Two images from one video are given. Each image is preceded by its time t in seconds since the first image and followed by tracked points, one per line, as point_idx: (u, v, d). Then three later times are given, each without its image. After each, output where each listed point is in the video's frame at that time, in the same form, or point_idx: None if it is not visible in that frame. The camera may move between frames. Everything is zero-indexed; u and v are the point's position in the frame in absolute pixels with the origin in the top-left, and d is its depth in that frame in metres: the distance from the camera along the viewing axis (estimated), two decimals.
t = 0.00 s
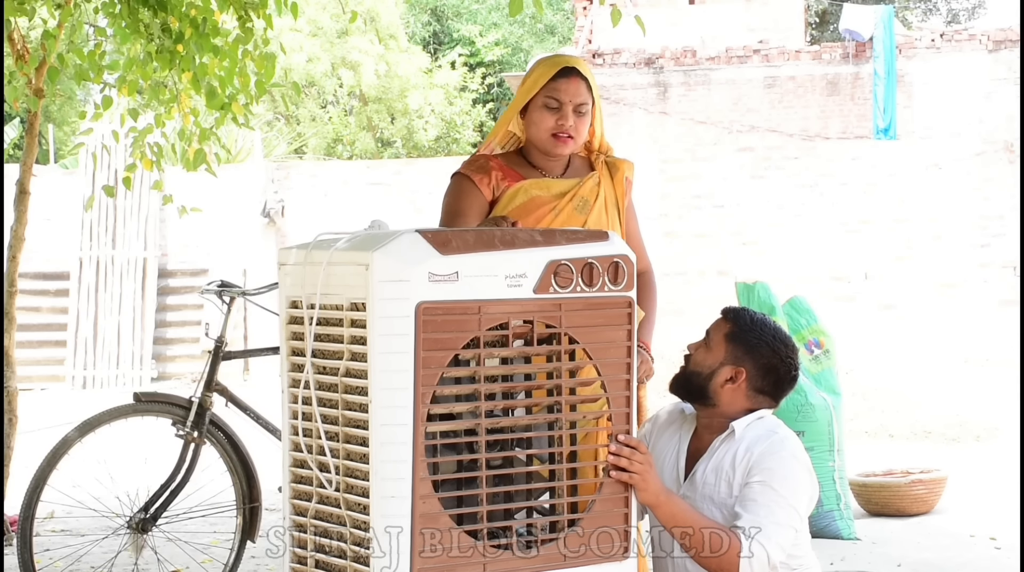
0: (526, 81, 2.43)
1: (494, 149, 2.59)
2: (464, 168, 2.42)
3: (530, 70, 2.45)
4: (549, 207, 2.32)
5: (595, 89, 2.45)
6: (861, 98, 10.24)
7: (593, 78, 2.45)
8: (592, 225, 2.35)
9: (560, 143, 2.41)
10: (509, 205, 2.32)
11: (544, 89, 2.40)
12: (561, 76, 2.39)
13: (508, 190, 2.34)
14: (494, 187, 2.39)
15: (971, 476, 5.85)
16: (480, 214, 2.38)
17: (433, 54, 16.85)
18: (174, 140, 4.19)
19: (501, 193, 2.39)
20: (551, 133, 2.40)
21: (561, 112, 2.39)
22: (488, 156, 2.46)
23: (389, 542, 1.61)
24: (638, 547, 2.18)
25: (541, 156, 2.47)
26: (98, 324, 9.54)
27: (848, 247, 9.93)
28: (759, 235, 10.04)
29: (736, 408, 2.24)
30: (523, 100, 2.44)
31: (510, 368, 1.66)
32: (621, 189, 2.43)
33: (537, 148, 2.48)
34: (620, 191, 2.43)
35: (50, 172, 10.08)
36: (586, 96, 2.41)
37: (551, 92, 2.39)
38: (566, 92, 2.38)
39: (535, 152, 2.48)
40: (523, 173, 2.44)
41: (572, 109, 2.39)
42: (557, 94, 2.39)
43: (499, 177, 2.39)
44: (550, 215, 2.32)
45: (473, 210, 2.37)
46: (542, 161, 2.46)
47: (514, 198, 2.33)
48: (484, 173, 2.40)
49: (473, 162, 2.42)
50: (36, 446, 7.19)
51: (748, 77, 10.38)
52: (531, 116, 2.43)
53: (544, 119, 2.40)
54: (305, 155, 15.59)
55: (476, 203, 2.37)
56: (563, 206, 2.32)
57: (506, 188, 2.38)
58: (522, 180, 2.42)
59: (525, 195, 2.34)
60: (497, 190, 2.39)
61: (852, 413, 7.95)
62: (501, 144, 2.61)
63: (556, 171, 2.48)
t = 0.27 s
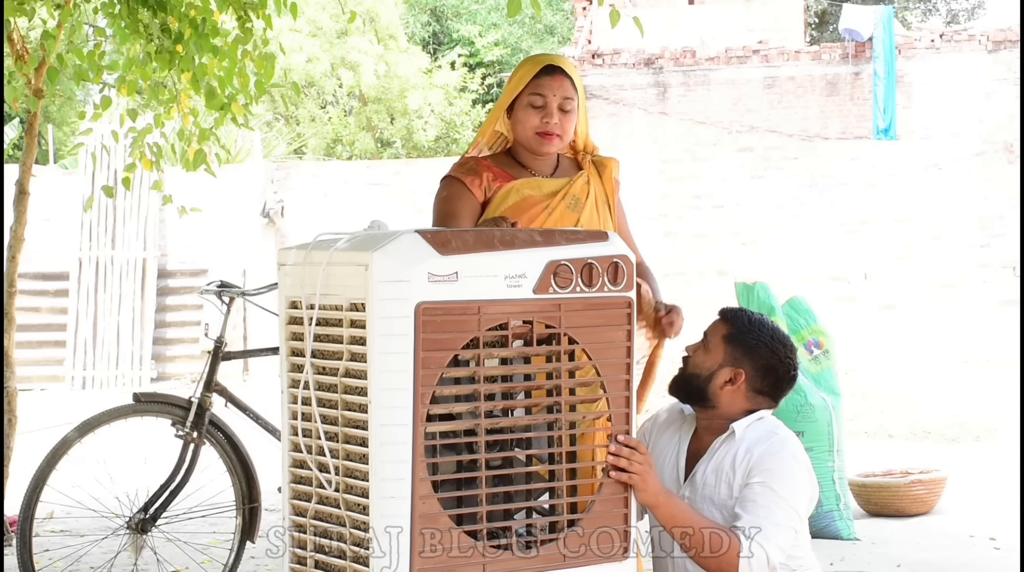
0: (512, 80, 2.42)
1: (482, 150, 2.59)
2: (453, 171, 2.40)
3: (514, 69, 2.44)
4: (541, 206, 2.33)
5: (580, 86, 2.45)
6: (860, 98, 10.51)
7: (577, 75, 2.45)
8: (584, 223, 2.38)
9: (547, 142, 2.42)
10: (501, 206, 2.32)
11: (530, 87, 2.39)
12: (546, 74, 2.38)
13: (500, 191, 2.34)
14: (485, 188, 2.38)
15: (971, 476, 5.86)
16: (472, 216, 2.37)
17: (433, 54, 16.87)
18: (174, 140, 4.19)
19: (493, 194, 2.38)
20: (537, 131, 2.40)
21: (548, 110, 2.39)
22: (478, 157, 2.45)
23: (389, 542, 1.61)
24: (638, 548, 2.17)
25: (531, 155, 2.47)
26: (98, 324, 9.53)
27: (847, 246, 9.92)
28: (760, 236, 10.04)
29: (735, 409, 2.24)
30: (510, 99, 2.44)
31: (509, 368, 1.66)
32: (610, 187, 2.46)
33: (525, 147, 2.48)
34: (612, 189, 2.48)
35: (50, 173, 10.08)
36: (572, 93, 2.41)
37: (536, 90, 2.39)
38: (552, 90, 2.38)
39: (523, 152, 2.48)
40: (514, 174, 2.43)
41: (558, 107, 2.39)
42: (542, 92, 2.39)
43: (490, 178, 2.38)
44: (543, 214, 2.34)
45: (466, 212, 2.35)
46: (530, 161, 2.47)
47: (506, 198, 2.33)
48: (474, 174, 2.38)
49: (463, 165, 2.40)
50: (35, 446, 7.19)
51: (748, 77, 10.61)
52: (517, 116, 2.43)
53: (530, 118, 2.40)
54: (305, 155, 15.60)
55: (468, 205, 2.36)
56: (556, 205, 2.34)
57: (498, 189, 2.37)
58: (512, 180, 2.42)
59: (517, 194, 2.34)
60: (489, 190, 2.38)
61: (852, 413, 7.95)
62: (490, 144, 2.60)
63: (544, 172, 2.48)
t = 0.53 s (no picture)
0: (514, 82, 2.39)
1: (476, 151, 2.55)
2: (448, 172, 2.39)
3: (515, 70, 2.41)
4: (537, 207, 2.33)
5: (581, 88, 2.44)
6: (860, 98, 10.76)
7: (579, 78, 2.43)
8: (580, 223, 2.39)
9: (549, 144, 2.41)
10: (495, 207, 2.32)
11: (534, 90, 2.37)
12: (551, 77, 2.36)
13: (494, 191, 2.33)
14: (480, 188, 2.37)
15: (971, 477, 5.86)
16: (468, 216, 2.36)
17: (432, 55, 16.88)
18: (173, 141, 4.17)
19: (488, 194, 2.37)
20: (541, 134, 2.39)
21: (552, 114, 2.37)
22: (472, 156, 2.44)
23: (389, 542, 1.61)
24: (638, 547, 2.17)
25: (526, 155, 2.47)
26: (98, 324, 9.53)
27: (847, 247, 9.91)
28: (761, 236, 9.96)
29: (735, 409, 2.24)
30: (512, 102, 2.41)
31: (509, 368, 1.66)
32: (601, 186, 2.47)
33: (521, 147, 2.47)
34: (601, 187, 2.48)
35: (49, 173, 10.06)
36: (574, 96, 2.40)
37: (541, 92, 2.37)
38: (556, 93, 2.36)
39: (518, 152, 2.48)
40: (508, 174, 2.43)
41: (562, 111, 2.38)
42: (547, 95, 2.37)
43: (485, 178, 2.38)
44: (539, 214, 2.33)
45: (460, 213, 2.35)
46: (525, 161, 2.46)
47: (500, 199, 2.33)
48: (469, 175, 2.38)
49: (458, 165, 2.39)
50: (35, 446, 7.19)
51: (749, 77, 10.79)
52: (519, 118, 2.41)
53: (533, 121, 2.38)
54: (305, 155, 15.60)
55: (463, 205, 2.36)
56: (550, 205, 2.34)
57: (492, 190, 2.37)
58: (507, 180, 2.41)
59: (512, 194, 2.34)
60: (483, 191, 2.37)
61: (852, 413, 7.95)
62: (482, 145, 2.55)
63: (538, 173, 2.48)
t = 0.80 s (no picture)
0: (518, 85, 2.37)
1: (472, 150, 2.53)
2: (443, 171, 2.39)
3: (519, 72, 2.39)
4: (531, 208, 2.34)
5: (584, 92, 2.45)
6: (859, 98, 10.77)
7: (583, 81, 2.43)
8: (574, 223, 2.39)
9: (551, 149, 2.41)
10: (491, 207, 2.33)
11: (540, 94, 2.36)
12: (559, 83, 2.36)
13: (490, 193, 2.34)
14: (476, 188, 2.37)
15: (970, 477, 5.86)
16: (463, 217, 2.36)
17: (432, 55, 16.88)
18: (172, 141, 4.16)
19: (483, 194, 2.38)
20: (545, 139, 2.39)
21: (558, 119, 2.37)
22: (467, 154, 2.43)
23: (389, 542, 1.61)
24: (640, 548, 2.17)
25: (521, 155, 2.47)
26: (97, 325, 9.52)
27: (847, 247, 9.90)
28: (759, 236, 10.03)
29: (734, 410, 2.24)
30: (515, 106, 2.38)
31: (509, 368, 1.66)
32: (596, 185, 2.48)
33: (517, 147, 2.46)
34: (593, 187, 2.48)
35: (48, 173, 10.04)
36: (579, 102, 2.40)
37: (548, 98, 2.36)
38: (564, 99, 2.36)
39: (514, 151, 2.47)
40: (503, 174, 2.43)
41: (568, 116, 2.38)
42: (554, 100, 2.36)
43: (481, 179, 2.38)
44: (532, 216, 2.34)
45: (456, 214, 2.35)
46: (521, 162, 2.47)
47: (497, 199, 2.34)
48: (465, 175, 2.38)
49: (453, 164, 2.39)
50: (34, 446, 7.19)
51: (748, 77, 10.80)
52: (523, 120, 2.39)
53: (539, 125, 2.37)
54: (304, 155, 15.58)
55: (458, 206, 2.36)
56: (545, 206, 2.35)
57: (488, 191, 2.37)
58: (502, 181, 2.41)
59: (508, 195, 2.35)
60: (478, 191, 2.38)
61: (852, 413, 7.94)
62: (480, 142, 2.52)
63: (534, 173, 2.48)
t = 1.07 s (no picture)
0: (524, 88, 2.36)
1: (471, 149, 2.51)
2: (445, 169, 2.39)
3: (524, 73, 2.38)
4: (534, 210, 2.32)
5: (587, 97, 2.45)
6: (859, 98, 10.78)
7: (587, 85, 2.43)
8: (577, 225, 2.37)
9: (554, 152, 2.41)
10: (494, 208, 2.32)
11: (546, 98, 2.36)
12: (565, 87, 2.36)
13: (494, 192, 2.33)
14: (478, 188, 2.38)
15: (970, 477, 5.87)
16: (463, 217, 2.37)
17: (432, 55, 16.88)
18: (172, 141, 4.16)
19: (484, 194, 2.38)
20: (550, 142, 2.39)
21: (563, 123, 2.37)
22: (469, 153, 2.43)
23: (389, 542, 1.61)
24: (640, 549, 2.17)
25: (522, 156, 2.46)
26: (96, 325, 9.51)
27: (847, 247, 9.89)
28: (759, 236, 10.00)
29: (734, 410, 2.24)
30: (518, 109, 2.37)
31: (509, 368, 1.66)
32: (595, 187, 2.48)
33: (518, 148, 2.45)
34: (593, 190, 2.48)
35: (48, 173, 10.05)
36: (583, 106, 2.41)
37: (555, 101, 2.36)
38: (569, 103, 2.37)
39: (515, 151, 2.47)
40: (504, 175, 2.43)
41: (572, 120, 2.38)
42: (560, 104, 2.37)
43: (484, 179, 2.38)
44: (535, 218, 2.32)
45: (456, 214, 2.36)
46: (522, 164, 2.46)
47: (500, 201, 2.33)
48: (468, 175, 2.38)
49: (455, 163, 2.39)
50: (34, 446, 7.20)
51: (747, 79, 10.80)
52: (528, 122, 2.39)
53: (544, 128, 2.37)
54: (303, 155, 15.59)
55: (458, 206, 2.37)
56: (548, 209, 2.33)
57: (490, 191, 2.38)
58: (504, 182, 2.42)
59: (511, 197, 2.33)
60: (480, 191, 2.38)
61: (851, 413, 7.95)
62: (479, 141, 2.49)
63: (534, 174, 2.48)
